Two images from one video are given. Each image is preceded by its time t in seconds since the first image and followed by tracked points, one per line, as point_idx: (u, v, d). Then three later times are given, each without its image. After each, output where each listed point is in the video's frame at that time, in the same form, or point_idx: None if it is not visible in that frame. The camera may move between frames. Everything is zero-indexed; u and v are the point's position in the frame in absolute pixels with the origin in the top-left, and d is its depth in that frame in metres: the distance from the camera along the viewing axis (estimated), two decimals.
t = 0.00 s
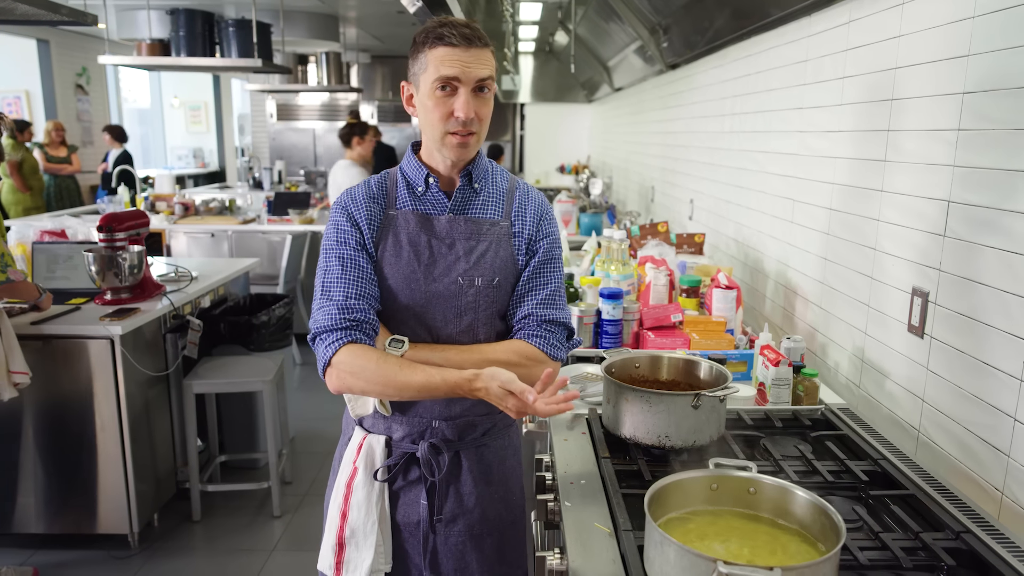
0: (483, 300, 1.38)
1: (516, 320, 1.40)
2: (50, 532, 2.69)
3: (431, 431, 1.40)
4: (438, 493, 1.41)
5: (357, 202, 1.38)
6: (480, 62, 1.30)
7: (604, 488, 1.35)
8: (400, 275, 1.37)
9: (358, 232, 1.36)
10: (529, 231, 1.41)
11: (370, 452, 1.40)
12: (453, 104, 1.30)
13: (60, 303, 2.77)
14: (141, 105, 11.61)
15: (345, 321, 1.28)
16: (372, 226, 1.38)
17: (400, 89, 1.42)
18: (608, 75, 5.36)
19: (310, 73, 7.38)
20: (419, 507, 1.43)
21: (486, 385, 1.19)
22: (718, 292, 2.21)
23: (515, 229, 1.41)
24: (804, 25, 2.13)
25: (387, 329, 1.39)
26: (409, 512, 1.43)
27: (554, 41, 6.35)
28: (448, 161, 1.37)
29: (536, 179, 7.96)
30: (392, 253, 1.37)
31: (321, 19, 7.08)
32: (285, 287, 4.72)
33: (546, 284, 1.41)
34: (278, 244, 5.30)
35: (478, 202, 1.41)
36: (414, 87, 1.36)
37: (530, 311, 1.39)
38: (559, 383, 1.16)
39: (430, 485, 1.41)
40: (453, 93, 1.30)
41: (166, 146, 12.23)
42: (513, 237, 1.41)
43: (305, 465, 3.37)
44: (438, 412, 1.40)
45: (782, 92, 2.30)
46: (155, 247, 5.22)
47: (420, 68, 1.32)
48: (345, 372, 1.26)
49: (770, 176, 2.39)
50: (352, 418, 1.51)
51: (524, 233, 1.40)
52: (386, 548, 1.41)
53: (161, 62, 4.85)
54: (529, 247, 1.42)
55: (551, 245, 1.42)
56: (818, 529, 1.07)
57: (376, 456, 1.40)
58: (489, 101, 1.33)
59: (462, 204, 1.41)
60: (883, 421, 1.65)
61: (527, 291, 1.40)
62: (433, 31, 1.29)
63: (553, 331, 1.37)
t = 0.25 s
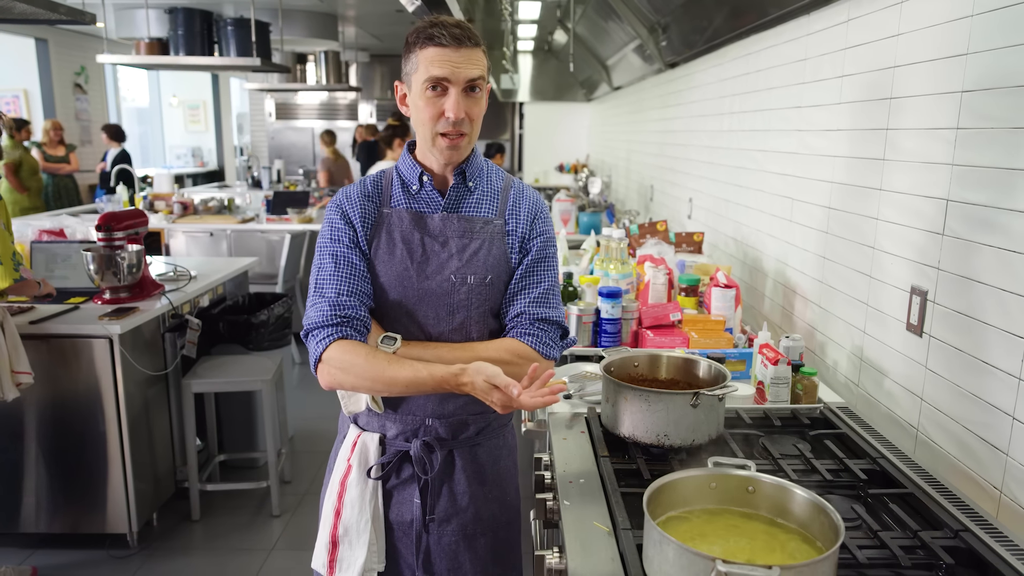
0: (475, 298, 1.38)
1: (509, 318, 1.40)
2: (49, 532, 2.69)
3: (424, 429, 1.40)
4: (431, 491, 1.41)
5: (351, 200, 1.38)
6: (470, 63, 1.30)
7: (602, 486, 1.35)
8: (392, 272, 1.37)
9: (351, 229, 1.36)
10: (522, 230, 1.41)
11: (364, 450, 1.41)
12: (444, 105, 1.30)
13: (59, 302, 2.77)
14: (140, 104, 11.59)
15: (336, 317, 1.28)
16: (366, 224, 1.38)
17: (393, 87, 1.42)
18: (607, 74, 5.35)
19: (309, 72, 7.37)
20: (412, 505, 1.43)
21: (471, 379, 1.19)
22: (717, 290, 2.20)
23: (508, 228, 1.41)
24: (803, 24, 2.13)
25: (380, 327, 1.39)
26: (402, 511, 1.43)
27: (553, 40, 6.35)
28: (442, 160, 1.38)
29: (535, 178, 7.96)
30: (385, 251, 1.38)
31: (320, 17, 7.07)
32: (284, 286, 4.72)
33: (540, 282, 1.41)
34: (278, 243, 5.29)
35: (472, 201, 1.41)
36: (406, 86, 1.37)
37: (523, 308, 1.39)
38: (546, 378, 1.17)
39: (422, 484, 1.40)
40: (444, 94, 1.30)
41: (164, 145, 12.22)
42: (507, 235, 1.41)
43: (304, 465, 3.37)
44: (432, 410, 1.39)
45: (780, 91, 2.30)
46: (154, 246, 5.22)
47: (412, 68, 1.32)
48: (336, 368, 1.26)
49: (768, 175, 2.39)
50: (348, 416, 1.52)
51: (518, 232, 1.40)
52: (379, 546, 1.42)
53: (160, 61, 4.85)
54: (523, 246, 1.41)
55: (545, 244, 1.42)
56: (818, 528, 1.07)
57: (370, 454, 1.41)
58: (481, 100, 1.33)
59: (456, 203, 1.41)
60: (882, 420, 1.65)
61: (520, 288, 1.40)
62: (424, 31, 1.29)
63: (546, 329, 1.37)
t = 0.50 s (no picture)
0: (473, 297, 1.38)
1: (506, 317, 1.40)
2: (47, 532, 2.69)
3: (422, 428, 1.40)
4: (429, 490, 1.41)
5: (349, 199, 1.38)
6: (468, 62, 1.30)
7: (601, 486, 1.35)
8: (390, 272, 1.37)
9: (349, 228, 1.36)
10: (520, 229, 1.41)
11: (362, 449, 1.41)
12: (441, 104, 1.30)
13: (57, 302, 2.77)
14: (139, 105, 11.58)
15: (334, 316, 1.28)
16: (364, 223, 1.38)
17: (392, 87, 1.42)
18: (606, 74, 5.35)
19: (307, 72, 7.36)
20: (410, 505, 1.43)
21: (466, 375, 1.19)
22: (716, 291, 2.20)
23: (506, 228, 1.41)
24: (802, 24, 2.13)
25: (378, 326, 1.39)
26: (400, 510, 1.43)
27: (552, 41, 6.35)
28: (440, 159, 1.38)
29: (534, 179, 7.96)
30: (383, 250, 1.37)
31: (319, 18, 7.07)
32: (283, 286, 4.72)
33: (538, 282, 1.41)
34: (277, 244, 5.29)
35: (470, 200, 1.41)
36: (405, 86, 1.37)
37: (520, 308, 1.39)
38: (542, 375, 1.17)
39: (420, 483, 1.40)
40: (442, 93, 1.30)
41: (163, 146, 12.22)
42: (505, 235, 1.41)
43: (303, 465, 3.37)
44: (429, 409, 1.39)
45: (779, 91, 2.30)
46: (153, 247, 5.21)
47: (410, 68, 1.32)
48: (333, 366, 1.26)
49: (767, 175, 2.39)
50: (346, 415, 1.52)
51: (515, 232, 1.40)
52: (377, 546, 1.42)
53: (159, 61, 4.84)
54: (520, 245, 1.41)
55: (543, 243, 1.42)
56: (816, 527, 1.07)
57: (367, 453, 1.41)
58: (479, 99, 1.33)
59: (454, 202, 1.41)
60: (881, 420, 1.65)
61: (518, 288, 1.40)
62: (421, 31, 1.29)
63: (543, 328, 1.37)
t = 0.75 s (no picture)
0: (473, 296, 1.38)
1: (507, 316, 1.40)
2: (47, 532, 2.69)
3: (422, 427, 1.40)
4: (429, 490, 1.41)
5: (350, 198, 1.38)
6: (468, 60, 1.29)
7: (601, 486, 1.35)
8: (391, 271, 1.37)
9: (350, 227, 1.36)
10: (520, 228, 1.41)
11: (362, 448, 1.41)
12: (440, 102, 1.30)
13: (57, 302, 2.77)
14: (139, 105, 11.58)
15: (334, 315, 1.28)
16: (365, 223, 1.38)
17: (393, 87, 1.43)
18: (605, 74, 5.35)
19: (307, 72, 7.36)
20: (410, 504, 1.42)
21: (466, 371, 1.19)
22: (716, 290, 2.20)
23: (507, 226, 1.41)
24: (801, 24, 2.13)
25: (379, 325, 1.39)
26: (400, 509, 1.43)
27: (552, 40, 6.35)
28: (440, 158, 1.37)
29: (534, 178, 7.96)
30: (384, 249, 1.37)
31: (318, 17, 7.06)
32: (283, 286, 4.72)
33: (538, 280, 1.41)
34: (276, 243, 5.29)
35: (470, 199, 1.41)
36: (405, 86, 1.37)
37: (521, 306, 1.39)
38: (542, 370, 1.18)
39: (420, 482, 1.40)
40: (442, 92, 1.30)
41: (163, 145, 12.22)
42: (505, 234, 1.41)
43: (303, 465, 3.37)
44: (430, 408, 1.40)
45: (778, 91, 2.30)
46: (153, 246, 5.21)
47: (410, 67, 1.33)
48: (334, 365, 1.26)
49: (767, 175, 2.39)
50: (347, 415, 1.52)
51: (516, 231, 1.40)
52: (377, 545, 1.42)
53: (159, 61, 4.85)
54: (521, 244, 1.41)
55: (543, 242, 1.42)
56: (816, 527, 1.07)
57: (368, 452, 1.41)
58: (479, 98, 1.33)
59: (454, 201, 1.41)
60: (881, 420, 1.65)
61: (518, 287, 1.40)
62: (421, 30, 1.29)
63: (544, 327, 1.37)
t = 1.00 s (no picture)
0: (474, 295, 1.37)
1: (507, 316, 1.40)
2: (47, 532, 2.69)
3: (423, 426, 1.40)
4: (430, 489, 1.41)
5: (352, 198, 1.38)
6: (469, 60, 1.30)
7: (602, 486, 1.35)
8: (393, 270, 1.37)
9: (352, 226, 1.36)
10: (522, 228, 1.41)
11: (364, 447, 1.41)
12: (442, 102, 1.30)
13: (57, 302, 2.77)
14: (139, 104, 11.58)
15: (336, 314, 1.28)
16: (367, 222, 1.38)
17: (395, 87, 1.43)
18: (605, 74, 5.35)
19: (307, 72, 7.36)
20: (411, 503, 1.43)
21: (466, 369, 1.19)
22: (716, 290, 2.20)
23: (508, 226, 1.41)
24: (801, 24, 2.13)
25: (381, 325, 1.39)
26: (401, 508, 1.43)
27: (552, 40, 6.34)
28: (442, 158, 1.38)
29: (534, 178, 7.96)
30: (385, 249, 1.37)
31: (318, 17, 7.06)
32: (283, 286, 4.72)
33: (539, 280, 1.40)
34: (276, 243, 5.30)
35: (472, 199, 1.41)
36: (407, 86, 1.37)
37: (522, 306, 1.39)
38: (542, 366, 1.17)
39: (421, 481, 1.40)
40: (443, 91, 1.30)
41: (163, 145, 12.22)
42: (506, 233, 1.40)
43: (303, 465, 3.37)
44: (431, 407, 1.40)
45: (778, 91, 2.30)
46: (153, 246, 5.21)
47: (412, 67, 1.33)
48: (335, 364, 1.26)
49: (767, 174, 2.39)
50: (348, 414, 1.52)
51: (517, 230, 1.40)
52: (378, 544, 1.43)
53: (159, 61, 4.85)
54: (522, 244, 1.41)
55: (544, 242, 1.42)
56: (815, 527, 1.07)
57: (369, 452, 1.41)
58: (480, 98, 1.33)
59: (456, 201, 1.41)
60: (881, 419, 1.65)
61: (519, 286, 1.40)
62: (423, 30, 1.29)
63: (545, 326, 1.37)
